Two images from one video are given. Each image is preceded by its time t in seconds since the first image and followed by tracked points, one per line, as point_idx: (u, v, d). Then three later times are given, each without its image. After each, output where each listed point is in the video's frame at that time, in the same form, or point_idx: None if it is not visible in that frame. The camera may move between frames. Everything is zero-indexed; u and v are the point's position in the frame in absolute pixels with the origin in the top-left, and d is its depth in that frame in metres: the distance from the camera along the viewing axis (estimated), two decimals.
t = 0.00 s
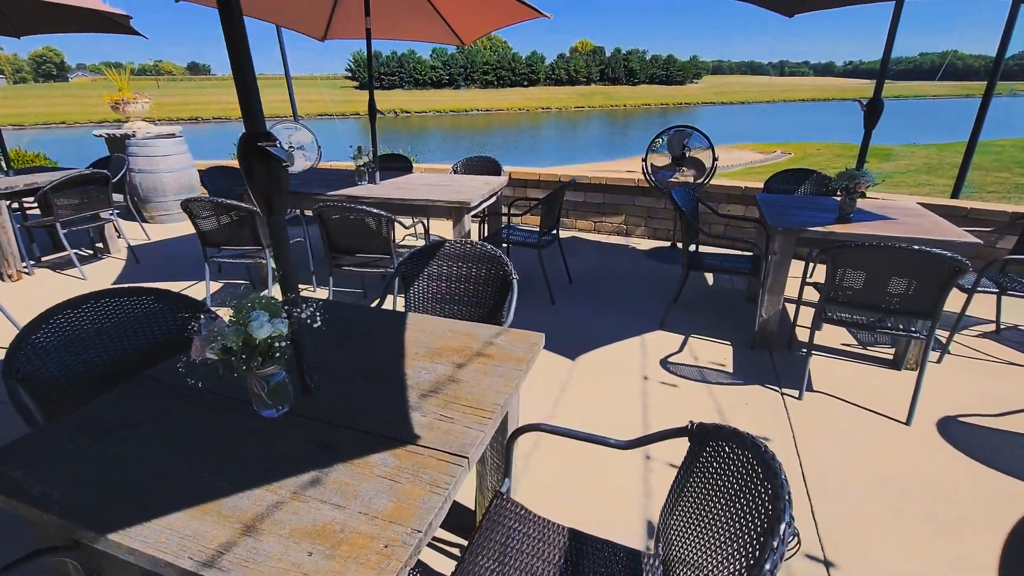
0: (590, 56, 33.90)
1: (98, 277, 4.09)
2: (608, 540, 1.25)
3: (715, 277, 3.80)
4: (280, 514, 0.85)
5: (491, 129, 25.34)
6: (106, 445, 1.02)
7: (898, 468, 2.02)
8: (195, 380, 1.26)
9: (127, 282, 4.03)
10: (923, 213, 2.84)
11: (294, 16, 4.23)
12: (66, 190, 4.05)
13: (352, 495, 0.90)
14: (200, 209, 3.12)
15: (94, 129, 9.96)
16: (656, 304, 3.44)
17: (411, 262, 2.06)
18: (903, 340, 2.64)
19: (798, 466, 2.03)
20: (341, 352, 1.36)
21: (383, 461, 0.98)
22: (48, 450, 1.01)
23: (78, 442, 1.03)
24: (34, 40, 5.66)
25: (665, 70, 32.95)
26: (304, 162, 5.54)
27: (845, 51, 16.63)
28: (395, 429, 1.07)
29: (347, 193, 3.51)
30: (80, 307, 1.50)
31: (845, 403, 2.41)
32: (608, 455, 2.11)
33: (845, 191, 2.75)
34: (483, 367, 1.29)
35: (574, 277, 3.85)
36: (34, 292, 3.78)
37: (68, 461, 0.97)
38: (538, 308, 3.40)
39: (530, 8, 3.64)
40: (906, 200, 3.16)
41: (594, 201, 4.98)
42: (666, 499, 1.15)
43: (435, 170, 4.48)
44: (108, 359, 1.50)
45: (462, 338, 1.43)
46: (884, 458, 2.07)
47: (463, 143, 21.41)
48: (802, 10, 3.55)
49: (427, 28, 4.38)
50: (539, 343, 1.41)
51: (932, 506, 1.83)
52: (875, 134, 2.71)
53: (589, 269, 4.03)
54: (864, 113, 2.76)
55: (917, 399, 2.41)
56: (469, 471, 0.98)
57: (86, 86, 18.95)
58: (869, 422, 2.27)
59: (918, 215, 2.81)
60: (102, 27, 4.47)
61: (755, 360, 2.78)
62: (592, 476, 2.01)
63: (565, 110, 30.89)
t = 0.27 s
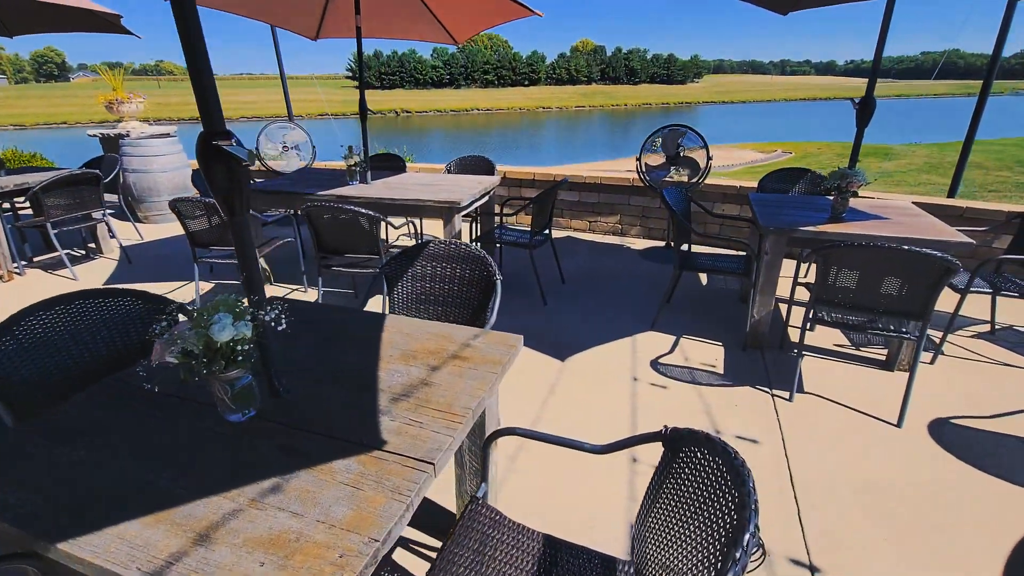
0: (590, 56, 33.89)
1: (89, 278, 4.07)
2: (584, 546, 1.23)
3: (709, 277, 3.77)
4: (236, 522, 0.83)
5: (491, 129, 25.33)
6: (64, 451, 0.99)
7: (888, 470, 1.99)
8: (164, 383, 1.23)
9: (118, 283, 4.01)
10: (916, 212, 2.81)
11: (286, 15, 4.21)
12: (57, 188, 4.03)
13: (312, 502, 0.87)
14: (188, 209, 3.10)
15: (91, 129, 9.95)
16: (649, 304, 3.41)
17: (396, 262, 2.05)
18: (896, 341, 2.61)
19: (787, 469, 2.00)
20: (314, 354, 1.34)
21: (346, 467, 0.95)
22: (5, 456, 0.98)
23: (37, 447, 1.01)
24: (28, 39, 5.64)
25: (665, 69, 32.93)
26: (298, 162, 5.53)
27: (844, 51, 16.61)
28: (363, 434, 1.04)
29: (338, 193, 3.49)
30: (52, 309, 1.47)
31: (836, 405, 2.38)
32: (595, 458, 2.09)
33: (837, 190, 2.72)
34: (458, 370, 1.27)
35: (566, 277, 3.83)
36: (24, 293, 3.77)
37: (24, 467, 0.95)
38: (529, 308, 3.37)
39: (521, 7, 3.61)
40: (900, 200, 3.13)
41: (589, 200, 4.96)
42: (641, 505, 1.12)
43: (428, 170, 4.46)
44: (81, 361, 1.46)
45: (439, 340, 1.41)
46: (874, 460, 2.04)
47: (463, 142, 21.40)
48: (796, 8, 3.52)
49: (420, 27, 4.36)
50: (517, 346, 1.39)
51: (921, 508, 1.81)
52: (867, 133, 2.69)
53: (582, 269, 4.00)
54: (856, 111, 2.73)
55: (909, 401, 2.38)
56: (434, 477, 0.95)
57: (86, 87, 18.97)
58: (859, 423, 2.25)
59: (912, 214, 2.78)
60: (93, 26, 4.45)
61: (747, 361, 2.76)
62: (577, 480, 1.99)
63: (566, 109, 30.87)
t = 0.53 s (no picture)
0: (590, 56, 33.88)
1: (80, 278, 4.06)
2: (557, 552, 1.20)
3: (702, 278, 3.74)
4: (185, 529, 0.81)
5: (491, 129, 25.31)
6: (18, 455, 0.97)
7: (877, 472, 1.96)
8: (129, 385, 1.21)
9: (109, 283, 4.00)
10: (909, 211, 2.79)
11: (277, 15, 4.18)
12: (48, 189, 4.01)
13: (266, 508, 0.85)
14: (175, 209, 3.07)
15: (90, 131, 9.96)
16: (640, 305, 3.39)
17: (378, 262, 2.03)
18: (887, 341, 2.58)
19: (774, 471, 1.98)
20: (286, 355, 1.32)
21: (305, 472, 0.93)
22: None
23: None
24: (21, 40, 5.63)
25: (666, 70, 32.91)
26: (291, 162, 5.51)
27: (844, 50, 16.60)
28: (326, 437, 1.02)
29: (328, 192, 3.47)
30: (23, 310, 1.38)
31: (826, 406, 2.35)
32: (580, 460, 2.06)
33: (828, 190, 2.70)
34: (430, 372, 1.25)
35: (559, 278, 3.80)
36: (14, 293, 3.75)
37: None
38: (520, 308, 3.35)
39: (512, 6, 3.59)
40: (893, 199, 3.10)
41: (584, 200, 4.93)
42: (613, 510, 1.10)
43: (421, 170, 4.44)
44: (52, 364, 1.38)
45: (414, 341, 1.38)
46: (863, 462, 2.02)
47: (463, 142, 21.38)
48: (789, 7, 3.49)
49: (412, 26, 4.33)
50: (493, 347, 1.37)
51: (909, 511, 1.78)
52: (858, 131, 2.66)
53: (575, 269, 3.97)
54: (847, 110, 2.70)
55: (900, 402, 2.35)
56: (396, 482, 0.93)
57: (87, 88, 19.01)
58: (849, 425, 2.22)
59: (904, 213, 2.75)
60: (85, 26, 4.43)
61: (737, 361, 2.73)
62: (561, 482, 1.96)
63: (566, 109, 30.85)
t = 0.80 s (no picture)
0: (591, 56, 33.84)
1: (71, 279, 4.03)
2: (532, 559, 1.17)
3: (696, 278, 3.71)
4: (137, 539, 0.79)
5: (492, 129, 25.28)
6: None
7: (867, 476, 1.93)
8: (94, 387, 1.18)
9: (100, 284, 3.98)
10: (904, 211, 2.75)
11: (269, 13, 4.16)
12: (40, 188, 3.99)
13: (222, 516, 0.83)
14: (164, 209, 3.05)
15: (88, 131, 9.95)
16: (633, 306, 3.36)
17: (362, 262, 2.00)
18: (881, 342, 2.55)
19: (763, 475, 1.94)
20: (258, 358, 1.29)
21: (266, 479, 0.91)
22: None
23: None
24: (16, 38, 5.61)
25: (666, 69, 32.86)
26: (286, 161, 5.48)
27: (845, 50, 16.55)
28: (291, 442, 1.00)
29: (319, 191, 3.44)
30: None
31: (818, 408, 2.32)
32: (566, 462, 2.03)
33: (821, 189, 2.67)
34: (403, 374, 1.22)
35: (552, 278, 3.78)
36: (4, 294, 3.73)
37: None
38: (512, 309, 3.32)
39: (504, 4, 3.56)
40: (889, 198, 3.06)
41: (579, 199, 4.90)
42: (587, 517, 1.07)
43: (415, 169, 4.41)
44: (17, 366, 1.35)
45: (390, 343, 1.36)
46: (853, 466, 1.98)
47: (463, 142, 21.36)
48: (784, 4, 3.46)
49: (405, 25, 4.30)
50: (470, 349, 1.34)
51: (898, 516, 1.75)
52: (852, 130, 2.63)
53: (569, 269, 3.95)
54: (841, 108, 2.67)
55: (893, 404, 2.32)
56: (360, 488, 0.91)
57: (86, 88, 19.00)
58: (840, 427, 2.19)
59: (899, 213, 2.71)
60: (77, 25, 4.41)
61: (730, 363, 2.70)
62: (546, 485, 1.93)
63: (567, 108, 30.81)
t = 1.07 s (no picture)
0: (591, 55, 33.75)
1: (57, 280, 4.00)
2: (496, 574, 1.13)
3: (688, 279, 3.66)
4: (57, 559, 0.74)
5: (491, 129, 25.24)
6: None
7: (855, 483, 1.88)
8: (41, 395, 1.14)
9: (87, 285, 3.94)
10: (897, 210, 2.69)
11: (257, 11, 4.11)
12: (26, 188, 3.96)
13: (151, 534, 0.78)
14: (147, 210, 3.00)
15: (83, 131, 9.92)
16: (623, 307, 3.31)
17: (338, 263, 1.95)
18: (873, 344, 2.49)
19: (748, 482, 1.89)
20: (216, 363, 1.25)
21: (203, 493, 0.86)
22: None
23: None
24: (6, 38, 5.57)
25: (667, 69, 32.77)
26: (278, 161, 5.44)
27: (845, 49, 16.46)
28: (236, 454, 0.95)
29: (305, 191, 3.39)
30: None
31: (807, 412, 2.27)
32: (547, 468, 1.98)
33: (812, 188, 2.61)
34: (364, 381, 1.17)
35: (542, 278, 3.73)
36: None
37: None
38: (500, 311, 3.28)
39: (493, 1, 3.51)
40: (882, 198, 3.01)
41: (572, 199, 4.85)
42: (550, 531, 1.03)
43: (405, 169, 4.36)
44: None
45: (354, 348, 1.31)
46: (841, 472, 1.93)
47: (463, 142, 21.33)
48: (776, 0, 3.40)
49: (395, 23, 4.26)
50: (437, 353, 1.29)
51: (886, 525, 1.70)
52: (843, 128, 2.58)
53: (560, 270, 3.90)
54: (832, 105, 2.61)
55: (884, 408, 2.26)
56: (303, 503, 0.86)
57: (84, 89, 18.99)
58: (830, 432, 2.14)
59: (892, 212, 2.66)
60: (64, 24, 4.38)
61: (719, 365, 2.65)
62: (525, 492, 1.88)
63: (567, 108, 30.76)
